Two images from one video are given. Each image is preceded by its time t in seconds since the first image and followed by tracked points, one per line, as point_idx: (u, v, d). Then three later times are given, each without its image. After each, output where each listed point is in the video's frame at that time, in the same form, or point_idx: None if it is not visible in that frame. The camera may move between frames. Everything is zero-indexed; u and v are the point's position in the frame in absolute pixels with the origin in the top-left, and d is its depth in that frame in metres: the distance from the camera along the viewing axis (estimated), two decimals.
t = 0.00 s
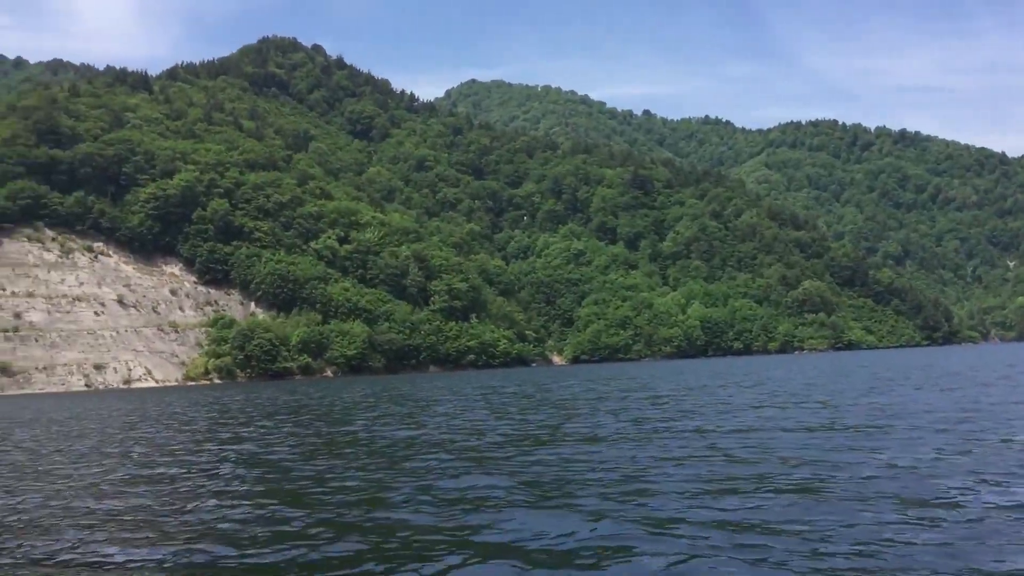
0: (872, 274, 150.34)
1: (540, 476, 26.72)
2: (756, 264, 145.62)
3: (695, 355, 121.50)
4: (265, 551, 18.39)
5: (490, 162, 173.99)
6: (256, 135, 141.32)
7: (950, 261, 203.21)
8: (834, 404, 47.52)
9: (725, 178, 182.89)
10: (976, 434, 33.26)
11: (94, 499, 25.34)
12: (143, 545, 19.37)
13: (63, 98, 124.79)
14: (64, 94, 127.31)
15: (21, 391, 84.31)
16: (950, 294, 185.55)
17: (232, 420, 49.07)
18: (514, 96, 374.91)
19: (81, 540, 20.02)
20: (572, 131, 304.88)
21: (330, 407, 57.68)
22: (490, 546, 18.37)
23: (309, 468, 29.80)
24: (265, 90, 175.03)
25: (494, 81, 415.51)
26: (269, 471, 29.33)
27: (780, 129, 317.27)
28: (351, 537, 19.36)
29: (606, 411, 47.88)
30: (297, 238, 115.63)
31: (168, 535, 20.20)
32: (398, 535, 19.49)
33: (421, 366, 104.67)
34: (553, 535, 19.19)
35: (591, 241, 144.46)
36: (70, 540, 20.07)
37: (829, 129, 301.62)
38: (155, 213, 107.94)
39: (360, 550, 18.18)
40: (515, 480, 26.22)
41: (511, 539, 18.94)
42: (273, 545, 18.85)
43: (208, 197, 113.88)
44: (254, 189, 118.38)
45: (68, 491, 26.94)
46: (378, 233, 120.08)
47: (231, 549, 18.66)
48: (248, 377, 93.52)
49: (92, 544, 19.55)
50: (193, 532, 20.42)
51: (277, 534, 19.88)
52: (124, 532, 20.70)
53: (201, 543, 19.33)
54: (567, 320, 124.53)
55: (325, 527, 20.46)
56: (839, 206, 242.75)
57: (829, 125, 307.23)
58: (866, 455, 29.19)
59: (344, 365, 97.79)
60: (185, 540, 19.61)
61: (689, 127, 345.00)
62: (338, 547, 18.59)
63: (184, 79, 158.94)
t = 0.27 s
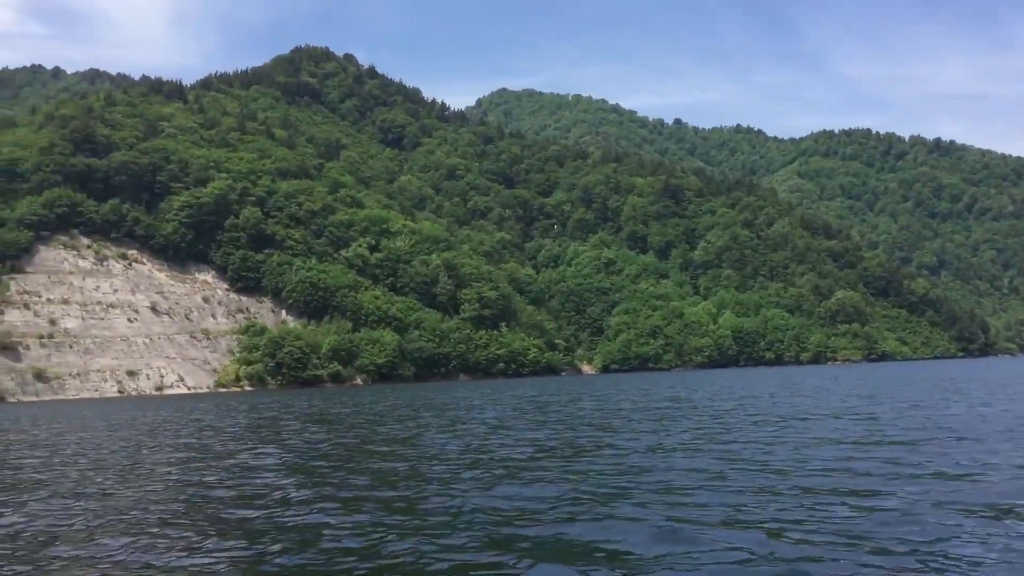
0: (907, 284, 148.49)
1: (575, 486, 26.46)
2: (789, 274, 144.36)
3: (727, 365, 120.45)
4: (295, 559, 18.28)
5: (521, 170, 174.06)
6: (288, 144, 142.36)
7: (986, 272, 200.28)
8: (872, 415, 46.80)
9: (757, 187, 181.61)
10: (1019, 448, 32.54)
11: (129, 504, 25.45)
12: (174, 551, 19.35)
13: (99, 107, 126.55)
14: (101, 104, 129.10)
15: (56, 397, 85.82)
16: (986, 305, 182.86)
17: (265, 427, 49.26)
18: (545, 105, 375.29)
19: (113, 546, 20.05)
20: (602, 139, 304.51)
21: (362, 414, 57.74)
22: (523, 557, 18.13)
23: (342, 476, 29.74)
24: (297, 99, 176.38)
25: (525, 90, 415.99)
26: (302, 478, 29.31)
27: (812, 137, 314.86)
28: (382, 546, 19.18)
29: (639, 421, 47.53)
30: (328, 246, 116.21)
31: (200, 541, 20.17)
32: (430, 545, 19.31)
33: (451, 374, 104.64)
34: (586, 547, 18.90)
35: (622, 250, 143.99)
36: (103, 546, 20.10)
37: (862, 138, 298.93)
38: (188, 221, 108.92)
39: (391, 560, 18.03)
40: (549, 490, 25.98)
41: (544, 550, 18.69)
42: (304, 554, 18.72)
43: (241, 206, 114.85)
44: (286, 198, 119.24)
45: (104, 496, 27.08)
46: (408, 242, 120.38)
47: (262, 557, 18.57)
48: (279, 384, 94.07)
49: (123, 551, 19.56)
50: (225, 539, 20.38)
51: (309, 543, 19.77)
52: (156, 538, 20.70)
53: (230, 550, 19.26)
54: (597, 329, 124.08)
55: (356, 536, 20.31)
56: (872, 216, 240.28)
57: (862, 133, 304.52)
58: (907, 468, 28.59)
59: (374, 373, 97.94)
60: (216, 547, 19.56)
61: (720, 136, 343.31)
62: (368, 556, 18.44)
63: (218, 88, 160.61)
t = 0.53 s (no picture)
0: (949, 293, 146.23)
1: (608, 494, 26.31)
2: (828, 282, 142.85)
3: (764, 374, 119.29)
4: (324, 564, 18.35)
5: (557, 178, 174.16)
6: (326, 151, 143.65)
7: None
8: (912, 425, 46.00)
9: (796, 194, 180.02)
10: None
11: (164, 507, 25.76)
12: (205, 555, 19.50)
13: (142, 116, 128.79)
14: (143, 113, 131.33)
15: (98, 401, 88.63)
16: None
17: (301, 433, 49.73)
18: (581, 112, 375.37)
19: (146, 550, 20.29)
20: (639, 147, 303.82)
21: (395, 420, 58.01)
22: (552, 566, 18.02)
23: (375, 481, 29.86)
24: (335, 107, 178.09)
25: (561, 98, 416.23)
26: (336, 482, 29.48)
27: (852, 145, 311.66)
28: (412, 554, 19.17)
29: (674, 429, 47.23)
30: (365, 253, 117.06)
31: (231, 545, 20.34)
32: (460, 552, 19.27)
33: (486, 381, 104.76)
34: (616, 556, 18.77)
35: (658, 258, 143.51)
36: (136, 549, 20.35)
37: (903, 145, 295.33)
38: (228, 228, 110.30)
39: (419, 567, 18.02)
40: (581, 497, 25.87)
41: (575, 559, 18.57)
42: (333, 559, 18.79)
43: (279, 213, 116.12)
44: (324, 205, 120.41)
45: (141, 499, 27.47)
46: (445, 249, 120.91)
47: (290, 561, 18.67)
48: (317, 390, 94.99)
49: (155, 554, 19.79)
50: (256, 542, 20.52)
51: (339, 548, 19.84)
52: (189, 542, 20.93)
53: (260, 554, 19.38)
54: (633, 337, 123.71)
55: (386, 542, 20.37)
56: (913, 223, 237.11)
57: (902, 140, 300.95)
58: (948, 479, 28.02)
59: (410, 379, 98.45)
60: (246, 551, 19.70)
61: (758, 144, 341.00)
62: (395, 562, 18.47)
63: (258, 97, 162.67)
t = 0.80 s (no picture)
0: (1008, 292, 142.72)
1: (654, 499, 26.07)
2: (882, 282, 140.34)
3: (816, 375, 117.51)
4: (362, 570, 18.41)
5: (605, 178, 173.58)
6: (375, 154, 144.86)
7: None
8: (969, 429, 44.97)
9: (848, 192, 177.16)
10: None
11: (212, 508, 26.14)
12: (247, 558, 19.72)
13: (195, 122, 131.16)
14: (196, 118, 133.74)
15: (154, 401, 90.85)
16: None
17: (350, 434, 50.25)
18: (629, 112, 373.49)
19: (191, 551, 20.59)
20: (687, 146, 301.46)
21: (443, 421, 58.31)
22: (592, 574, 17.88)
23: (421, 483, 29.97)
24: (383, 110, 179.50)
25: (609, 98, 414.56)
26: (382, 485, 29.65)
27: (906, 142, 305.81)
28: (451, 561, 19.13)
29: (723, 432, 46.83)
30: (413, 255, 117.81)
31: (272, 549, 20.53)
32: (501, 559, 19.21)
33: (534, 382, 104.71)
34: (657, 565, 18.53)
35: (707, 258, 142.24)
36: (181, 551, 20.67)
37: (959, 142, 289.10)
38: (278, 230, 111.71)
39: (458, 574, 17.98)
40: (626, 501, 25.66)
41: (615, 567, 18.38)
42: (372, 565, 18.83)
43: (328, 215, 117.40)
44: (372, 208, 121.46)
45: (191, 499, 27.93)
46: (492, 250, 121.12)
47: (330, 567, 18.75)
48: (366, 391, 95.82)
49: (200, 557, 20.04)
50: (298, 547, 20.69)
51: (379, 553, 19.92)
52: (233, 544, 21.19)
53: (300, 559, 19.51)
54: (681, 338, 122.83)
55: (427, 547, 20.37)
56: (971, 221, 231.92)
57: (959, 137, 294.59)
58: (1004, 485, 27.41)
59: (458, 381, 98.68)
60: (288, 556, 19.85)
61: (809, 142, 336.22)
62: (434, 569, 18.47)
63: (308, 101, 164.61)
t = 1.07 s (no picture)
0: None
1: (709, 503, 25.53)
2: (938, 279, 137.36)
3: (871, 375, 115.33)
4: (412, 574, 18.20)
5: (652, 177, 172.42)
6: (422, 155, 145.52)
7: None
8: None
9: (903, 188, 173.75)
10: None
11: (264, 508, 26.20)
12: (298, 560, 19.65)
13: (246, 126, 132.90)
14: (247, 122, 135.51)
15: (208, 402, 92.42)
16: None
17: (400, 434, 50.53)
18: (677, 110, 370.60)
19: (242, 551, 20.62)
20: (737, 144, 298.37)
21: (492, 421, 58.34)
22: None
23: (472, 484, 29.81)
24: (431, 112, 180.39)
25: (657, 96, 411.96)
26: (433, 486, 29.54)
27: (963, 136, 299.28)
28: (501, 564, 18.84)
29: (775, 432, 46.12)
30: (461, 255, 118.10)
31: (323, 550, 20.45)
32: (553, 565, 18.84)
33: (583, 382, 104.29)
34: (707, 568, 18.27)
35: (757, 257, 140.56)
36: (232, 551, 20.72)
37: (1019, 136, 282.11)
38: (328, 232, 112.64)
39: None
40: (680, 505, 25.15)
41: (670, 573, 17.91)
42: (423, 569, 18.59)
43: (377, 217, 118.21)
44: (420, 209, 122.07)
45: (244, 498, 28.14)
46: (540, 250, 120.87)
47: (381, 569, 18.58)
48: (415, 391, 96.33)
49: (252, 557, 20.05)
50: (347, 549, 20.56)
51: (431, 556, 19.67)
52: (285, 545, 21.19)
53: (350, 561, 19.38)
54: (732, 337, 121.57)
55: (477, 551, 20.11)
56: None
57: (1018, 131, 287.50)
58: None
59: (507, 381, 98.53)
60: (338, 558, 19.76)
61: (862, 138, 330.66)
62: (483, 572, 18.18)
63: (356, 104, 165.88)
